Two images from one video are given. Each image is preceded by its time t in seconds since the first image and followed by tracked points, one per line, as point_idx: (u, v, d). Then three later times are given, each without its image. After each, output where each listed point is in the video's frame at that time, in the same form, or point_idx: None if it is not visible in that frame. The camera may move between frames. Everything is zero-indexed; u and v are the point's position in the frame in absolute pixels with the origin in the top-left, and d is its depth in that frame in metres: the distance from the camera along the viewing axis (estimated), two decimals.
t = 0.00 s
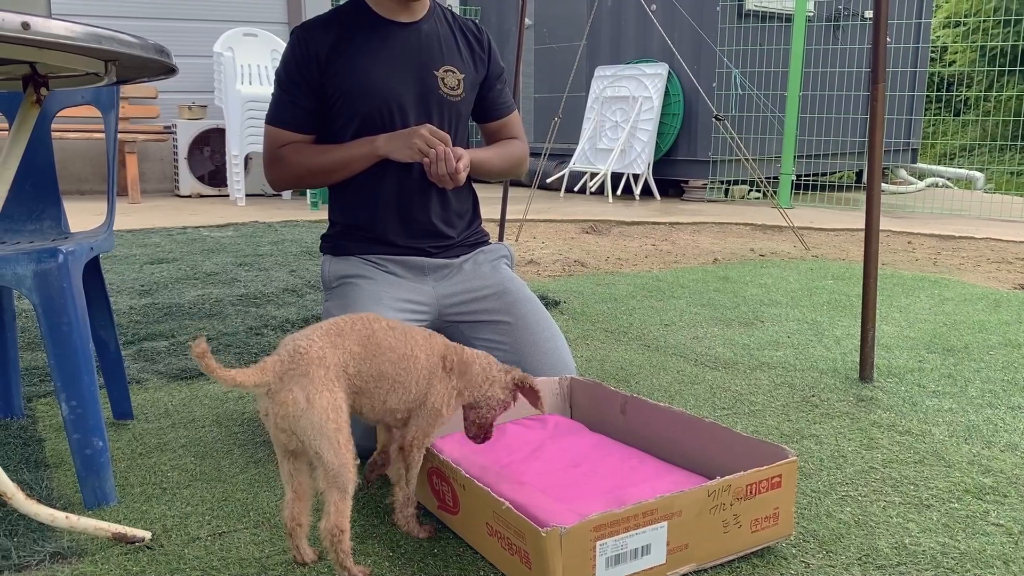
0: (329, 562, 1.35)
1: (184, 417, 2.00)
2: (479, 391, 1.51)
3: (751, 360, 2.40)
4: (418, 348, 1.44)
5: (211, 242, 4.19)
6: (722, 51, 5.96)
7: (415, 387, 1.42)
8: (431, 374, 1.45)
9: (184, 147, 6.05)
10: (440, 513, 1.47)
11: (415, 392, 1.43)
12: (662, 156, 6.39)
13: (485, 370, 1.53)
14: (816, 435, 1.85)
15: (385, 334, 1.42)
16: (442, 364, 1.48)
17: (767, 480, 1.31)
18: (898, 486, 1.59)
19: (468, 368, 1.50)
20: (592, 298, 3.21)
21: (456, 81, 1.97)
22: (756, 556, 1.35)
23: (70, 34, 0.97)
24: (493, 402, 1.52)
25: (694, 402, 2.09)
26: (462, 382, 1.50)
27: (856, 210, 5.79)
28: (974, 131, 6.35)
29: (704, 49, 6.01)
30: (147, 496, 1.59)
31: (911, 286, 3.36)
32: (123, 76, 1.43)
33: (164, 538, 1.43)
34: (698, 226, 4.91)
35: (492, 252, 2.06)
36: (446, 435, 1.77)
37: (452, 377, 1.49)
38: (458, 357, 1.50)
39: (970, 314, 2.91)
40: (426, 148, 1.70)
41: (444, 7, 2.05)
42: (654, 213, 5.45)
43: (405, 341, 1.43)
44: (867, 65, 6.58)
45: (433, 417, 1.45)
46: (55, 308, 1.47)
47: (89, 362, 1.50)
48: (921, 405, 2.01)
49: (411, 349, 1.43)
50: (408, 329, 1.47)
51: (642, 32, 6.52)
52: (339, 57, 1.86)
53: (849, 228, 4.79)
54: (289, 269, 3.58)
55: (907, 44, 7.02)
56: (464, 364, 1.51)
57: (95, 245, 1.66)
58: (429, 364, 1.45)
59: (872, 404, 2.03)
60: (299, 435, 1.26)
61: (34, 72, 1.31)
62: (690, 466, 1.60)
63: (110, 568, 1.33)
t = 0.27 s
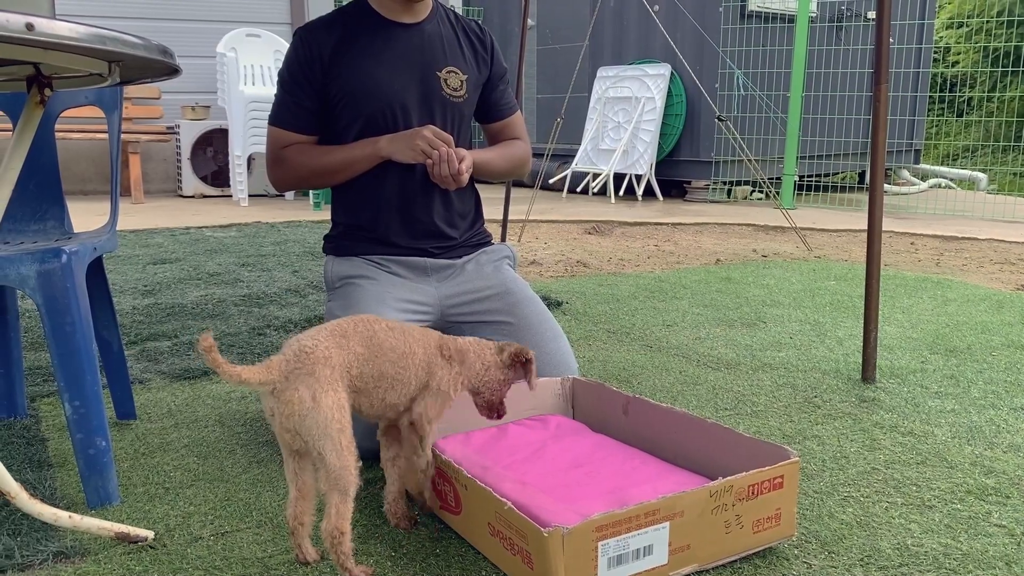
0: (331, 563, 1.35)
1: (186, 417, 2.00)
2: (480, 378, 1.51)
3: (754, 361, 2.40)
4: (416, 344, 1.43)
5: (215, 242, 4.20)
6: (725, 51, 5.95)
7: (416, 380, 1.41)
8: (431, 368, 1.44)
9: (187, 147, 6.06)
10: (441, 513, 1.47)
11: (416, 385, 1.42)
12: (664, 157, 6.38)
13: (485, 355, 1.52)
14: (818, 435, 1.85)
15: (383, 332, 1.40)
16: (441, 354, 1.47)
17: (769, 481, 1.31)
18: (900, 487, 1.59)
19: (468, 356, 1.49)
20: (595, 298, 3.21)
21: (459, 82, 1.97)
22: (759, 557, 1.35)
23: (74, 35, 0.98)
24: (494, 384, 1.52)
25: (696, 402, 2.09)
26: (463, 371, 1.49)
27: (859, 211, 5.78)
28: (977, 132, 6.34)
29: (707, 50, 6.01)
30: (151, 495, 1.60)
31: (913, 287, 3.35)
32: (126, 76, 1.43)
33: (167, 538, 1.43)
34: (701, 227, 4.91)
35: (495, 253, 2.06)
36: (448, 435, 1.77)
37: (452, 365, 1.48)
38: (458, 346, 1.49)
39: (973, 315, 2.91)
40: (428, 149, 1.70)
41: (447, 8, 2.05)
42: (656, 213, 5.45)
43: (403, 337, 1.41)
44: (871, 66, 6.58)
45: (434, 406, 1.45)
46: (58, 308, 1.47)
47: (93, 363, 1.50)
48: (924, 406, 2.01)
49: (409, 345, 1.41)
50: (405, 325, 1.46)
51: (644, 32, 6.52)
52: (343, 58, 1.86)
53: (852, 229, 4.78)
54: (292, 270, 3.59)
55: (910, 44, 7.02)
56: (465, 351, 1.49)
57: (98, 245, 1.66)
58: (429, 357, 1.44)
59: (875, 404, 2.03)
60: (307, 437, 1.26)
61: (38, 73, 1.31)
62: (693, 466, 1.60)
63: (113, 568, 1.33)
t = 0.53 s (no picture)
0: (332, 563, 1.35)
1: (189, 418, 2.01)
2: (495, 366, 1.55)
3: (756, 362, 2.40)
4: (436, 342, 1.46)
5: (217, 242, 4.21)
6: (728, 52, 5.95)
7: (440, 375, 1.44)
8: (453, 362, 1.47)
9: (190, 147, 6.07)
10: (443, 514, 1.47)
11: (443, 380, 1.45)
12: (666, 157, 6.38)
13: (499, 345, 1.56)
14: (820, 437, 1.85)
15: (402, 332, 1.43)
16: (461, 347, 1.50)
17: (772, 482, 1.31)
18: (902, 488, 1.58)
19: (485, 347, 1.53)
20: (597, 299, 3.21)
21: (461, 82, 1.97)
22: (761, 558, 1.34)
23: (77, 36, 0.98)
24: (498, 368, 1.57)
25: (698, 404, 2.09)
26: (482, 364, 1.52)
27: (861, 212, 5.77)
28: (980, 133, 6.33)
29: (710, 51, 6.01)
30: (153, 496, 1.60)
31: (916, 288, 3.35)
32: (129, 77, 1.43)
33: (169, 538, 1.43)
34: (703, 227, 4.90)
35: (498, 253, 2.06)
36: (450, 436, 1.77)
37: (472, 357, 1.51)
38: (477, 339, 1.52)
39: (976, 316, 2.90)
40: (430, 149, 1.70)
41: (449, 9, 2.05)
42: (659, 214, 5.45)
43: (424, 336, 1.45)
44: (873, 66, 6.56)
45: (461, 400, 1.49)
46: (61, 308, 1.47)
47: (95, 363, 1.51)
48: (926, 407, 2.00)
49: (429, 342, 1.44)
50: (423, 325, 1.48)
51: (647, 33, 6.52)
52: (345, 59, 1.86)
53: (855, 230, 4.78)
54: (294, 270, 3.59)
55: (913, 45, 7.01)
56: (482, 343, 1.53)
57: (101, 245, 1.67)
58: (450, 353, 1.47)
59: (877, 406, 2.02)
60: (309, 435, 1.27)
61: (42, 74, 1.31)
62: (694, 467, 1.60)
63: (115, 568, 1.33)
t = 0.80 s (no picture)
0: (334, 562, 1.35)
1: (191, 417, 2.01)
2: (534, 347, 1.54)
3: (758, 362, 2.40)
4: (474, 321, 1.46)
5: (220, 242, 4.22)
6: (730, 52, 5.95)
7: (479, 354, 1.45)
8: (490, 343, 1.47)
9: (192, 147, 6.07)
10: (446, 514, 1.46)
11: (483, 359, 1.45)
12: (669, 158, 6.38)
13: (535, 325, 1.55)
14: (823, 437, 1.85)
15: (439, 311, 1.43)
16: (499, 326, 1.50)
17: (773, 481, 1.31)
18: (905, 489, 1.58)
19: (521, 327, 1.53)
20: (599, 299, 3.21)
21: (463, 81, 1.97)
22: (763, 558, 1.34)
23: (80, 35, 0.98)
24: (537, 351, 1.56)
25: (701, 404, 2.09)
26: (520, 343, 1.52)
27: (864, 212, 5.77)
28: (983, 133, 6.32)
29: (712, 51, 6.01)
30: (155, 495, 1.60)
31: (918, 288, 3.34)
32: (131, 76, 1.43)
33: (172, 538, 1.43)
34: (705, 228, 4.90)
35: (499, 253, 2.06)
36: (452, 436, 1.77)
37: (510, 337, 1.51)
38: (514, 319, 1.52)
39: (978, 316, 2.90)
40: (433, 148, 1.69)
41: (451, 8, 2.05)
42: (661, 214, 5.45)
43: (461, 315, 1.45)
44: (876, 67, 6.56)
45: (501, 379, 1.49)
46: (64, 308, 1.47)
47: (98, 363, 1.51)
48: (929, 408, 2.00)
49: (466, 321, 1.45)
50: (461, 305, 1.49)
51: (649, 33, 6.52)
52: (347, 59, 1.86)
53: (857, 230, 4.77)
54: (297, 270, 3.59)
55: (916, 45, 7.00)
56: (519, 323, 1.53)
57: (104, 245, 1.67)
58: (488, 333, 1.47)
59: (880, 406, 2.02)
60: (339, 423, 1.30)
61: (45, 73, 1.31)
62: (696, 467, 1.60)
63: (118, 567, 1.34)
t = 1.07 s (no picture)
0: (336, 561, 1.35)
1: (193, 416, 2.01)
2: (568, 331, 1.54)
3: (760, 362, 2.40)
4: (501, 317, 1.49)
5: (222, 242, 4.22)
6: (733, 52, 5.94)
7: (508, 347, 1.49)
8: (519, 335, 1.50)
9: (195, 147, 6.08)
10: (448, 514, 1.46)
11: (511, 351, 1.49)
12: (671, 158, 6.38)
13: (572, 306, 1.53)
14: (825, 437, 1.84)
15: (465, 310, 1.48)
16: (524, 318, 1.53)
17: (776, 481, 1.31)
18: (907, 489, 1.58)
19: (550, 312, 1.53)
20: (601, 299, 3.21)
21: (467, 81, 1.97)
22: (765, 558, 1.34)
23: (84, 35, 0.98)
24: (580, 333, 1.54)
25: (703, 404, 2.09)
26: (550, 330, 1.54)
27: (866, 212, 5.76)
28: (986, 134, 6.31)
29: (715, 51, 6.01)
30: (157, 494, 1.60)
31: (921, 289, 3.34)
32: (134, 76, 1.43)
33: (174, 536, 1.44)
34: (708, 228, 4.90)
35: (502, 253, 2.07)
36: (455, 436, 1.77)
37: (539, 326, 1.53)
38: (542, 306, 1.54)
39: (981, 317, 2.89)
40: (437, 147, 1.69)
41: (454, 8, 2.05)
42: (663, 215, 5.45)
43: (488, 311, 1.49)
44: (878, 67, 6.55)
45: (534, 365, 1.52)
46: (67, 307, 1.48)
47: (101, 362, 1.51)
48: (932, 408, 2.00)
49: (493, 317, 1.48)
50: (486, 301, 1.53)
51: (651, 33, 6.52)
52: (351, 58, 1.87)
53: (860, 231, 4.76)
54: (299, 270, 3.59)
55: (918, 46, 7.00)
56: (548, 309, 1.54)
57: (106, 244, 1.67)
58: (514, 326, 1.50)
59: (882, 406, 2.02)
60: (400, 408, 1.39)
61: (48, 72, 1.31)
62: (699, 468, 1.59)
63: (120, 566, 1.34)
